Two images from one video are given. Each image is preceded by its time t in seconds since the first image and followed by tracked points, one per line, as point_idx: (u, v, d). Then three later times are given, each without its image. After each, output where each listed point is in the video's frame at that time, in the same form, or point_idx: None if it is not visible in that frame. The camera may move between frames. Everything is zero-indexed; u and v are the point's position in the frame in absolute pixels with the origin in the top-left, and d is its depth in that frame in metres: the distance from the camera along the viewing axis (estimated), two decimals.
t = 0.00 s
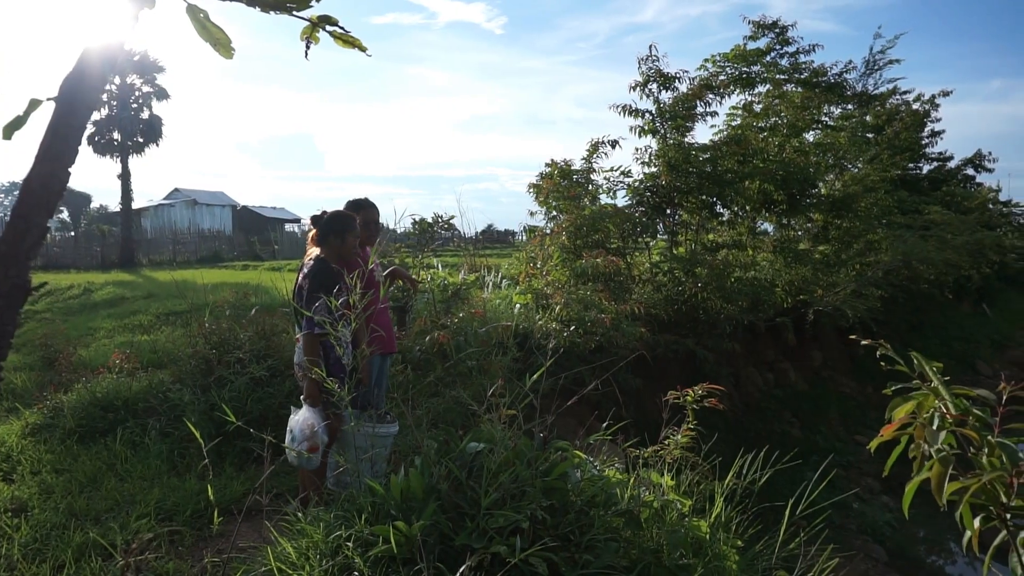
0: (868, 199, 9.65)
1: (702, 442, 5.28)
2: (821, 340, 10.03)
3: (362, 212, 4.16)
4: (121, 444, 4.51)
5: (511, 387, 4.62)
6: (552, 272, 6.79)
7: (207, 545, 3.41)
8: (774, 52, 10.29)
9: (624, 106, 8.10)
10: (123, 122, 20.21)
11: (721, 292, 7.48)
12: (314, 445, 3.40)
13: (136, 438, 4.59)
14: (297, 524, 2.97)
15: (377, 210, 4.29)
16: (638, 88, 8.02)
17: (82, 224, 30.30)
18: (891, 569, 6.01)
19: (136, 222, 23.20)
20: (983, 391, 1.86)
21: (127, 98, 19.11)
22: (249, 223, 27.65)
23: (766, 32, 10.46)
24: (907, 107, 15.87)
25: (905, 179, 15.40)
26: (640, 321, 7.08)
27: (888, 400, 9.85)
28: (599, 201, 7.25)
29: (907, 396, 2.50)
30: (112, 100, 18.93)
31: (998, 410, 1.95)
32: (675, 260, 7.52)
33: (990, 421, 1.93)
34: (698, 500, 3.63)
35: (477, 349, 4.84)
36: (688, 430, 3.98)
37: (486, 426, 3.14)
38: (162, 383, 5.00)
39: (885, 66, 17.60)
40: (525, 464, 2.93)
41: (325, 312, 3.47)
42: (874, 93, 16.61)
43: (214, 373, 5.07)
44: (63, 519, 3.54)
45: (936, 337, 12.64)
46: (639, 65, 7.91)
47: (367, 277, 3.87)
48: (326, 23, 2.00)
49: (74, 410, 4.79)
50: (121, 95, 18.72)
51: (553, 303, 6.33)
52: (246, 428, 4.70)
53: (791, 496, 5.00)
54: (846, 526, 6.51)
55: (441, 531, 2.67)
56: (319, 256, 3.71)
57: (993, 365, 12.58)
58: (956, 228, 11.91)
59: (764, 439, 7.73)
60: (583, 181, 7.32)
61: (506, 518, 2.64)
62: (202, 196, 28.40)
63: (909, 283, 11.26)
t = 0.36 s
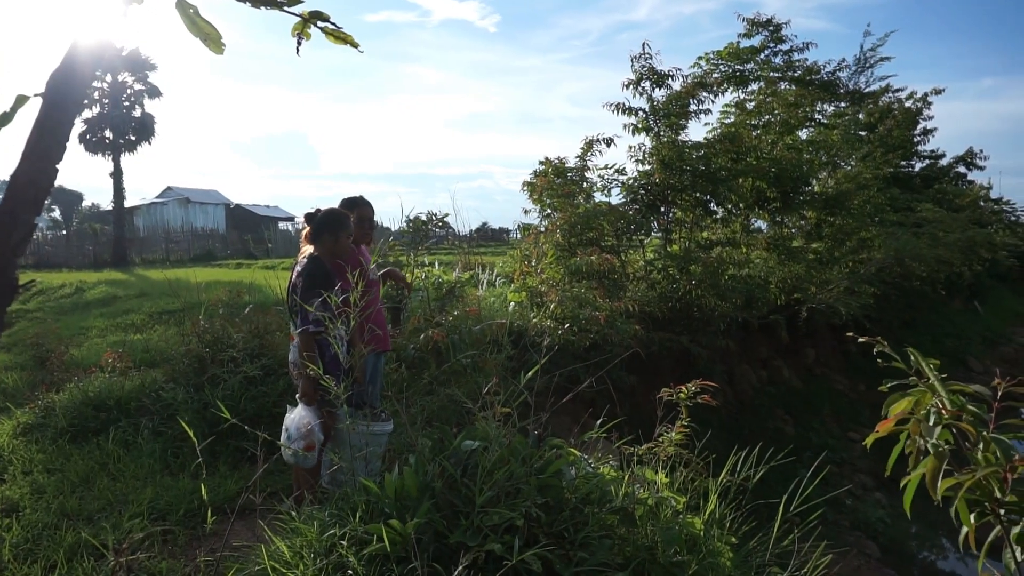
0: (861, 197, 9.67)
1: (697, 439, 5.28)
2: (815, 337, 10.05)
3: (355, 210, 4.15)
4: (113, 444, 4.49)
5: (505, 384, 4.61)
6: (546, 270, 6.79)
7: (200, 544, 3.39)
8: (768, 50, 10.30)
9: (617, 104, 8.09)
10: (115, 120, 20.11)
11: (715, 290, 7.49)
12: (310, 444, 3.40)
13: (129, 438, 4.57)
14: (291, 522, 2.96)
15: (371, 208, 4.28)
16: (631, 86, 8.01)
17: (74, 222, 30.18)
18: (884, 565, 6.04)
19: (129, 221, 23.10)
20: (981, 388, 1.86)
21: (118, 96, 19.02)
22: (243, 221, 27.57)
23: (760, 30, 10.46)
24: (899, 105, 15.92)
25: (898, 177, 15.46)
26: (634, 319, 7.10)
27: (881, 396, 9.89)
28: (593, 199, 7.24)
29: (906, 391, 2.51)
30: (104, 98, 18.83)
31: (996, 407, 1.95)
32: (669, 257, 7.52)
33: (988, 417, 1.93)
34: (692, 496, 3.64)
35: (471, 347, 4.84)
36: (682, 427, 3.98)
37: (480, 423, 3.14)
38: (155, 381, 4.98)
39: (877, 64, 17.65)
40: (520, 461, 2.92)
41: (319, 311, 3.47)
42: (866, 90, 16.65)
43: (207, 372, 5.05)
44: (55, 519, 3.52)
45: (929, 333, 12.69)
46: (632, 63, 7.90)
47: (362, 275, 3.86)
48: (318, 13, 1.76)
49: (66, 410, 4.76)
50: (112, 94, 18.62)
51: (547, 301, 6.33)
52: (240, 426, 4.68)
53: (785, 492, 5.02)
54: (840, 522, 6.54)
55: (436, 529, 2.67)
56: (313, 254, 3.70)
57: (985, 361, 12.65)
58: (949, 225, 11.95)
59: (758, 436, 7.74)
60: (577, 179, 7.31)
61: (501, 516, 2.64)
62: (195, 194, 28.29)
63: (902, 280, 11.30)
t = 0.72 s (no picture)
0: (856, 195, 9.69)
1: (692, 437, 5.29)
2: (809, 334, 10.08)
3: (351, 208, 4.14)
4: (107, 442, 4.47)
5: (500, 382, 4.60)
6: (542, 267, 6.79)
7: (194, 543, 3.38)
8: (763, 47, 10.31)
9: (612, 102, 8.09)
10: (109, 118, 20.02)
11: (710, 287, 7.50)
12: (306, 442, 3.40)
13: (123, 436, 4.56)
14: (286, 521, 2.95)
15: (366, 206, 4.27)
16: (626, 83, 8.01)
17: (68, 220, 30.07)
18: (878, 561, 6.06)
19: (123, 219, 23.02)
20: (981, 384, 1.86)
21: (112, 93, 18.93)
22: (238, 219, 27.51)
23: (755, 28, 10.47)
24: (894, 103, 15.97)
25: (892, 175, 15.51)
26: (629, 317, 7.11)
27: (876, 393, 9.91)
28: (589, 197, 7.24)
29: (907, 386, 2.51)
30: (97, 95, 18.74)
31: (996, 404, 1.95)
32: (664, 255, 7.53)
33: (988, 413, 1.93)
34: (687, 494, 3.64)
35: (466, 344, 4.83)
36: (678, 425, 3.98)
37: (475, 421, 3.13)
38: (149, 380, 4.96)
39: (871, 62, 17.70)
40: (515, 459, 2.92)
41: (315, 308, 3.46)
42: (861, 88, 16.69)
43: (202, 370, 5.04)
44: (48, 519, 3.50)
45: (923, 331, 12.74)
46: (627, 61, 7.90)
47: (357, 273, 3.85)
48: (310, 8, 1.75)
49: (59, 408, 4.74)
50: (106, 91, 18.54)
51: (543, 299, 6.33)
52: (235, 424, 4.67)
53: (779, 489, 5.03)
54: (834, 519, 6.56)
55: (430, 527, 2.66)
56: (309, 252, 3.68)
57: (978, 358, 12.70)
58: (943, 223, 11.99)
59: (753, 433, 7.76)
60: (573, 176, 7.31)
61: (496, 514, 2.64)
62: (189, 192, 28.21)
63: (896, 278, 11.34)
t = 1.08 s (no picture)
0: (853, 194, 9.70)
1: (689, 436, 5.29)
2: (807, 333, 10.09)
3: (349, 206, 4.12)
4: (104, 441, 4.47)
5: (497, 380, 4.60)
6: (539, 266, 6.78)
7: (191, 542, 3.38)
8: (761, 46, 10.31)
9: (610, 101, 8.09)
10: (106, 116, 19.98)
11: (708, 286, 7.51)
12: (303, 441, 3.41)
13: (119, 435, 4.55)
14: (284, 519, 2.94)
15: (364, 203, 4.25)
16: (624, 82, 8.01)
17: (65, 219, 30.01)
18: (875, 559, 6.07)
19: (120, 218, 22.98)
20: (975, 384, 1.86)
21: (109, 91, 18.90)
22: (235, 217, 27.49)
23: (754, 26, 10.48)
24: (891, 102, 15.99)
25: (890, 174, 15.53)
26: (627, 315, 7.11)
27: (873, 392, 9.93)
28: (587, 195, 7.24)
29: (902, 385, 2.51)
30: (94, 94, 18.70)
31: (989, 404, 1.95)
32: (661, 254, 7.53)
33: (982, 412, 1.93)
34: (684, 492, 3.64)
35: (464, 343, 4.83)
36: (675, 423, 3.99)
37: (473, 419, 3.13)
38: (147, 378, 4.95)
39: (869, 61, 17.72)
40: (512, 458, 2.92)
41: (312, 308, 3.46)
42: (859, 87, 16.70)
43: (199, 368, 5.04)
44: (45, 517, 3.50)
45: (920, 330, 12.76)
46: (625, 60, 7.90)
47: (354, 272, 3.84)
48: (306, 5, 1.74)
49: (56, 406, 4.74)
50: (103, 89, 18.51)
51: (541, 297, 6.34)
52: (232, 423, 4.67)
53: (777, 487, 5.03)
54: (831, 517, 6.58)
55: (428, 526, 2.66)
56: (305, 250, 3.67)
57: (975, 357, 12.73)
58: (940, 222, 12.02)
59: (750, 432, 7.77)
60: (571, 175, 7.31)
61: (493, 512, 2.64)
62: (187, 190, 28.16)
63: (893, 277, 11.36)
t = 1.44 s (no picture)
0: (849, 192, 9.72)
1: (684, 434, 5.29)
2: (803, 331, 10.10)
3: (341, 203, 4.10)
4: (98, 440, 4.46)
5: (493, 379, 4.60)
6: (535, 264, 6.78)
7: (185, 541, 3.37)
8: (757, 45, 10.31)
9: (606, 99, 8.09)
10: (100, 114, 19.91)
11: (704, 284, 7.52)
12: (297, 441, 3.41)
13: (114, 434, 4.54)
14: (278, 518, 2.94)
15: (357, 200, 4.23)
16: (620, 80, 8.01)
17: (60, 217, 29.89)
18: (870, 557, 6.09)
19: (115, 216, 22.90)
20: (967, 383, 1.85)
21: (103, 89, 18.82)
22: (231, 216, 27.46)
23: (749, 25, 10.48)
24: (887, 100, 16.03)
25: (885, 172, 15.57)
26: (622, 313, 7.12)
27: (868, 390, 9.96)
28: (582, 193, 7.24)
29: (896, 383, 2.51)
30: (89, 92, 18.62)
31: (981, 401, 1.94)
32: (657, 252, 7.54)
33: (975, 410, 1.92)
34: (680, 490, 3.65)
35: (459, 341, 4.83)
36: (670, 421, 3.99)
37: (468, 418, 3.13)
38: (141, 377, 4.93)
39: (864, 60, 17.74)
40: (507, 456, 2.92)
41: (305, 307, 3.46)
42: (854, 85, 16.73)
43: (194, 367, 5.02)
44: (39, 517, 3.48)
45: (915, 327, 12.80)
46: (620, 58, 7.91)
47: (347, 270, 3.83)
48: (298, 1, 1.73)
49: (50, 406, 4.72)
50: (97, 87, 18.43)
51: (536, 296, 6.34)
52: (227, 422, 4.66)
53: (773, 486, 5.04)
54: (826, 515, 6.61)
55: (423, 525, 2.65)
56: (298, 248, 3.66)
57: (970, 355, 12.78)
58: (934, 220, 12.05)
59: (746, 429, 7.78)
60: (567, 173, 7.31)
61: (488, 511, 2.64)
62: (182, 188, 28.08)
63: (888, 275, 11.39)
